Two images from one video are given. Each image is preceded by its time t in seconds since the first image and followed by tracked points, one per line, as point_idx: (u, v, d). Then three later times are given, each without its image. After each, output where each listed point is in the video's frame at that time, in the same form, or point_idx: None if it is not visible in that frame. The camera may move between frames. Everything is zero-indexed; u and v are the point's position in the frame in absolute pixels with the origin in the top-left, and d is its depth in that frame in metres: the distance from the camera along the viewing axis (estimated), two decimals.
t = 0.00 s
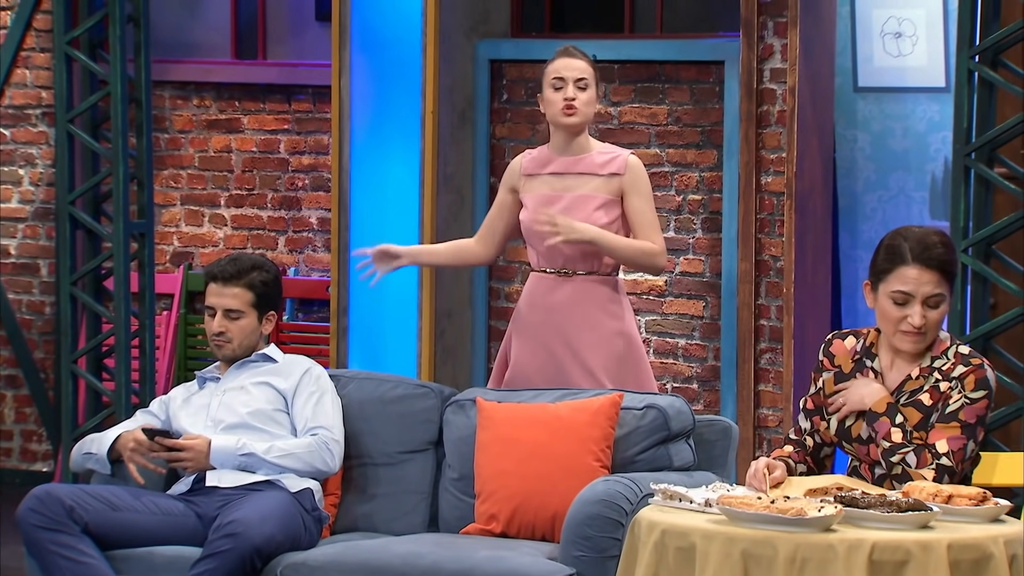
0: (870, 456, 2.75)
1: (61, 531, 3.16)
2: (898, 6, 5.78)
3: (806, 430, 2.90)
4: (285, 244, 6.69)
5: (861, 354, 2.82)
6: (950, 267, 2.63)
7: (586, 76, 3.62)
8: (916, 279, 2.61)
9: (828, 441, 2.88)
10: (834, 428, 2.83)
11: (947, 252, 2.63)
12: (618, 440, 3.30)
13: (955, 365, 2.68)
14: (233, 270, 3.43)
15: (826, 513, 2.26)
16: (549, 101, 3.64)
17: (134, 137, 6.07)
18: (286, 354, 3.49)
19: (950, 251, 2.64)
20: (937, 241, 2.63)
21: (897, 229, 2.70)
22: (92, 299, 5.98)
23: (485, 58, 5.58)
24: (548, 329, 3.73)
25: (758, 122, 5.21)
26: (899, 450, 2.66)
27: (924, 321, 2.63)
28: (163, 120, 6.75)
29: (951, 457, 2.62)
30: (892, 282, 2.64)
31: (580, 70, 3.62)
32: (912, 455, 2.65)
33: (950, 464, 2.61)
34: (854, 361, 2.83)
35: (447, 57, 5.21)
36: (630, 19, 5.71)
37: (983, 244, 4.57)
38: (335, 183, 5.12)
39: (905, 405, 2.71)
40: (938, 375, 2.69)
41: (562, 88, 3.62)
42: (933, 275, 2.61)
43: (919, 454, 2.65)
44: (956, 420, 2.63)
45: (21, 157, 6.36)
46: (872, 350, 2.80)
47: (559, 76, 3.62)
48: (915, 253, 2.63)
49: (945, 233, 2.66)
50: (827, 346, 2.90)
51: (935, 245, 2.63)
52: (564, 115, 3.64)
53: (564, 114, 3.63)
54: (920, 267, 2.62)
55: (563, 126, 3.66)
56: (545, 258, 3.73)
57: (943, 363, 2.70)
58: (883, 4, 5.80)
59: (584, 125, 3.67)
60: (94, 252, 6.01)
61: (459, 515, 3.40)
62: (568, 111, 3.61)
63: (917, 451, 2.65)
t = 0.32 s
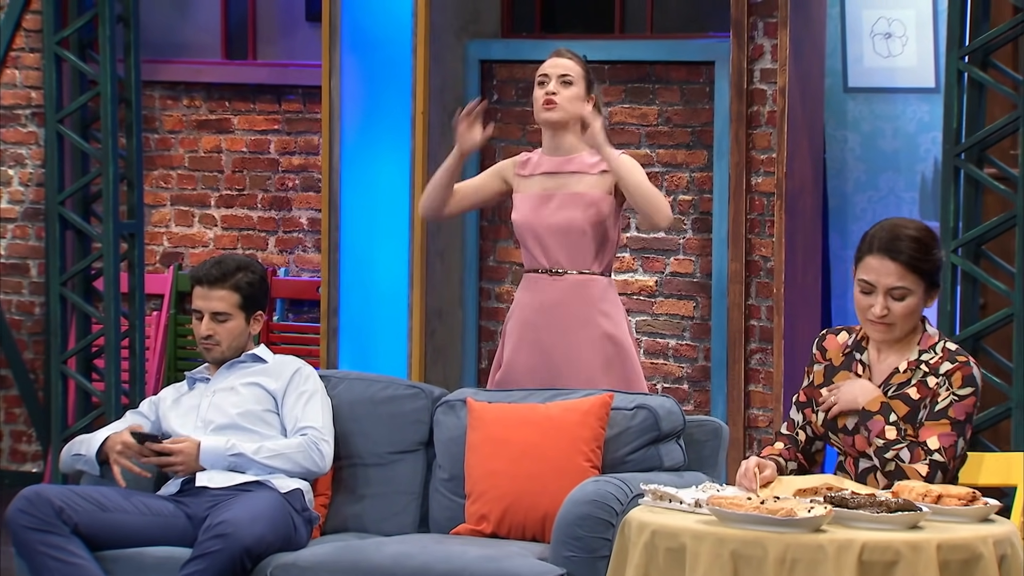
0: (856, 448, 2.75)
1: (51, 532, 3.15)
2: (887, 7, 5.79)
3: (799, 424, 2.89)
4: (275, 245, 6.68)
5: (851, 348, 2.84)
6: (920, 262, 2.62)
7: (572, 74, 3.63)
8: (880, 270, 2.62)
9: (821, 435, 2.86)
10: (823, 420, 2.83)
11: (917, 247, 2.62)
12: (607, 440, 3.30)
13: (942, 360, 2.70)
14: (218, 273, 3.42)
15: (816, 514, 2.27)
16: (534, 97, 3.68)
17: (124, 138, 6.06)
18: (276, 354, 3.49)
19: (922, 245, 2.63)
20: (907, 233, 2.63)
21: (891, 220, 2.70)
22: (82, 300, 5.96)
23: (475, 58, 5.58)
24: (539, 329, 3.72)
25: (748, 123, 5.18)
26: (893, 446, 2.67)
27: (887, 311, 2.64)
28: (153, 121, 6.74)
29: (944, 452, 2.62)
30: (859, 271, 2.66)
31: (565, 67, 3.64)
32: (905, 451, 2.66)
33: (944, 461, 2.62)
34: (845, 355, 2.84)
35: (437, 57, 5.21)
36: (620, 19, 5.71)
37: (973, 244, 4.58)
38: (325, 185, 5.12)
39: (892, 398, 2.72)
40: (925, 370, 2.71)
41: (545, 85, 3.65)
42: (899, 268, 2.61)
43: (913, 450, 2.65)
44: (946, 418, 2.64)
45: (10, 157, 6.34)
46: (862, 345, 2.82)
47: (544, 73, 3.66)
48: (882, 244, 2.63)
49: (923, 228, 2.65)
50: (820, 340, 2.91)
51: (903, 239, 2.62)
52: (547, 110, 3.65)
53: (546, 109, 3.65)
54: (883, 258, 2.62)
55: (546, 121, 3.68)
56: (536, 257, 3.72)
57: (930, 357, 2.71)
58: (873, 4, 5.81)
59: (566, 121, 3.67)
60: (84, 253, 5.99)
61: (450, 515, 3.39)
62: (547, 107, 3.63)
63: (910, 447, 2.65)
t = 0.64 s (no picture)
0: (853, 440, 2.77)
1: (50, 531, 3.15)
2: (886, 6, 5.79)
3: (791, 419, 2.90)
4: (274, 244, 6.68)
5: (844, 344, 2.84)
6: (908, 254, 2.61)
7: (579, 71, 3.64)
8: (867, 261, 2.62)
9: (814, 430, 2.88)
10: (818, 413, 2.86)
11: (905, 239, 2.62)
12: (607, 439, 3.30)
13: (940, 350, 2.70)
14: (217, 274, 3.41)
15: (815, 513, 2.27)
16: (540, 93, 3.67)
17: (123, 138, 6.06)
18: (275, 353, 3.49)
19: (911, 237, 2.63)
20: (895, 226, 2.63)
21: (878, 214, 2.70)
22: (80, 300, 5.96)
23: (474, 57, 5.58)
24: (538, 328, 3.71)
25: (747, 122, 5.20)
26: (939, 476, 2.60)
27: (876, 302, 2.65)
28: (152, 120, 6.74)
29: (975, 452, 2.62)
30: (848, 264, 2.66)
31: (572, 65, 3.64)
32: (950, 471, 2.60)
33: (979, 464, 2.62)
34: (837, 352, 2.85)
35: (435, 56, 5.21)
36: (618, 18, 5.72)
37: (971, 243, 4.58)
38: (324, 184, 5.12)
39: (889, 387, 2.71)
40: (923, 359, 2.70)
41: (553, 82, 3.65)
42: (886, 259, 2.61)
43: (954, 466, 2.60)
44: (967, 415, 2.63)
45: (8, 156, 6.34)
46: (856, 339, 2.82)
47: (551, 70, 3.65)
48: (869, 236, 2.64)
49: (913, 221, 2.65)
50: (812, 339, 2.91)
51: (889, 230, 2.62)
52: (558, 106, 3.64)
53: (557, 105, 3.64)
54: (870, 249, 2.63)
55: (556, 117, 3.67)
56: (537, 256, 3.72)
57: (928, 346, 2.71)
58: (872, 4, 5.81)
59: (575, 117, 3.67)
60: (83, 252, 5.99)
61: (448, 514, 3.39)
62: (557, 102, 3.63)
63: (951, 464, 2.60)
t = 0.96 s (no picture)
0: (855, 432, 2.77)
1: (50, 529, 3.15)
2: (886, 3, 5.79)
3: (794, 425, 2.90)
4: (274, 242, 6.68)
5: (844, 343, 2.85)
6: (907, 246, 2.62)
7: (573, 70, 3.64)
8: (866, 255, 2.63)
9: (816, 434, 2.88)
10: (818, 410, 2.85)
11: (904, 232, 2.62)
12: (606, 438, 3.30)
13: (942, 343, 2.70)
14: (215, 273, 3.40)
15: (815, 511, 2.27)
16: (534, 94, 3.67)
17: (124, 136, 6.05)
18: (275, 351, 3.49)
19: (910, 231, 2.63)
20: (894, 219, 2.63)
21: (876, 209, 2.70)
22: (81, 297, 5.95)
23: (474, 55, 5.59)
24: (536, 324, 3.71)
25: (747, 120, 5.20)
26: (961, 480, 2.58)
27: (876, 295, 2.65)
28: (152, 117, 6.73)
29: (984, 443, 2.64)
30: (847, 258, 2.66)
31: (565, 63, 3.64)
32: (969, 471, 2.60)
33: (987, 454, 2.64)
34: (838, 351, 2.85)
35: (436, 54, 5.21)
36: (619, 16, 5.72)
37: (972, 241, 4.58)
38: (324, 182, 5.11)
39: (891, 379, 2.71)
40: (925, 352, 2.70)
41: (546, 81, 3.64)
42: (885, 251, 2.61)
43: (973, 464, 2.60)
44: (975, 406, 2.64)
45: (9, 153, 6.33)
46: (856, 337, 2.83)
47: (544, 70, 3.64)
48: (868, 231, 2.64)
49: (911, 214, 2.65)
50: (813, 343, 2.92)
51: (888, 223, 2.62)
52: (554, 109, 3.64)
53: (553, 107, 3.64)
54: (869, 242, 2.63)
55: (552, 121, 3.67)
56: (536, 253, 3.71)
57: (929, 340, 2.71)
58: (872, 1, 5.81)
59: (572, 119, 3.67)
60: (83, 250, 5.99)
61: (449, 512, 3.39)
62: (553, 101, 3.62)
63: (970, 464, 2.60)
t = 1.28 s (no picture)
0: (858, 428, 2.76)
1: (52, 528, 3.15)
2: (887, 2, 5.79)
3: (798, 424, 2.90)
4: (275, 241, 6.68)
5: (850, 344, 2.85)
6: (917, 244, 2.62)
7: (576, 72, 3.61)
8: (875, 251, 2.63)
9: (820, 434, 2.88)
10: (823, 407, 2.85)
11: (914, 230, 2.63)
12: (607, 437, 3.30)
13: (947, 340, 2.70)
14: (215, 273, 3.39)
15: (816, 510, 2.26)
16: (537, 97, 3.64)
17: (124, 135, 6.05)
18: (276, 350, 3.49)
19: (920, 229, 2.63)
20: (904, 217, 2.63)
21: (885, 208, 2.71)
22: (82, 296, 5.96)
23: (475, 54, 5.60)
24: (537, 324, 3.71)
25: (748, 119, 5.20)
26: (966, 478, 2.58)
27: (883, 292, 2.64)
28: (153, 117, 6.74)
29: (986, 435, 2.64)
30: (857, 254, 2.66)
31: (568, 65, 3.61)
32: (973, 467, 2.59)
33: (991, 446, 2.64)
34: (844, 352, 2.86)
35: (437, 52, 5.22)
36: (620, 15, 5.72)
37: (973, 240, 4.57)
38: (325, 182, 5.10)
39: (895, 375, 2.71)
40: (929, 349, 2.70)
41: (550, 84, 3.61)
42: (895, 248, 2.61)
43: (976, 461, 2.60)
44: (977, 399, 2.64)
45: (10, 153, 6.33)
46: (861, 337, 2.84)
47: (548, 72, 3.61)
48: (878, 227, 2.64)
49: (920, 213, 2.65)
50: (819, 345, 2.93)
51: (899, 220, 2.63)
52: (558, 110, 3.63)
53: (556, 110, 3.63)
54: (879, 239, 2.63)
55: (554, 121, 3.65)
56: (536, 251, 3.71)
57: (934, 338, 2.71)
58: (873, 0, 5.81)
59: (575, 120, 3.66)
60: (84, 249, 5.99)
61: (450, 511, 3.40)
62: (558, 105, 3.60)
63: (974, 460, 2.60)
